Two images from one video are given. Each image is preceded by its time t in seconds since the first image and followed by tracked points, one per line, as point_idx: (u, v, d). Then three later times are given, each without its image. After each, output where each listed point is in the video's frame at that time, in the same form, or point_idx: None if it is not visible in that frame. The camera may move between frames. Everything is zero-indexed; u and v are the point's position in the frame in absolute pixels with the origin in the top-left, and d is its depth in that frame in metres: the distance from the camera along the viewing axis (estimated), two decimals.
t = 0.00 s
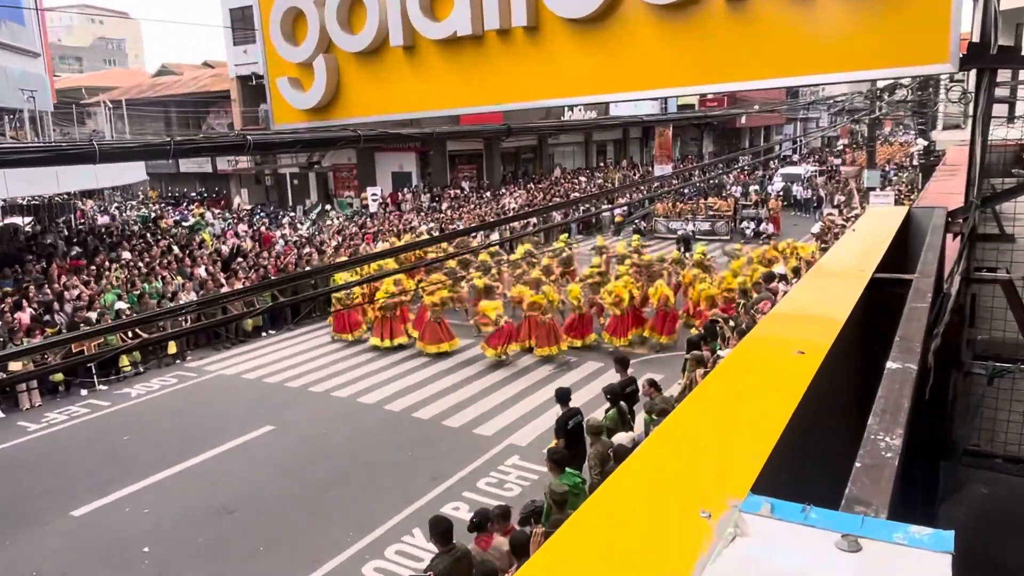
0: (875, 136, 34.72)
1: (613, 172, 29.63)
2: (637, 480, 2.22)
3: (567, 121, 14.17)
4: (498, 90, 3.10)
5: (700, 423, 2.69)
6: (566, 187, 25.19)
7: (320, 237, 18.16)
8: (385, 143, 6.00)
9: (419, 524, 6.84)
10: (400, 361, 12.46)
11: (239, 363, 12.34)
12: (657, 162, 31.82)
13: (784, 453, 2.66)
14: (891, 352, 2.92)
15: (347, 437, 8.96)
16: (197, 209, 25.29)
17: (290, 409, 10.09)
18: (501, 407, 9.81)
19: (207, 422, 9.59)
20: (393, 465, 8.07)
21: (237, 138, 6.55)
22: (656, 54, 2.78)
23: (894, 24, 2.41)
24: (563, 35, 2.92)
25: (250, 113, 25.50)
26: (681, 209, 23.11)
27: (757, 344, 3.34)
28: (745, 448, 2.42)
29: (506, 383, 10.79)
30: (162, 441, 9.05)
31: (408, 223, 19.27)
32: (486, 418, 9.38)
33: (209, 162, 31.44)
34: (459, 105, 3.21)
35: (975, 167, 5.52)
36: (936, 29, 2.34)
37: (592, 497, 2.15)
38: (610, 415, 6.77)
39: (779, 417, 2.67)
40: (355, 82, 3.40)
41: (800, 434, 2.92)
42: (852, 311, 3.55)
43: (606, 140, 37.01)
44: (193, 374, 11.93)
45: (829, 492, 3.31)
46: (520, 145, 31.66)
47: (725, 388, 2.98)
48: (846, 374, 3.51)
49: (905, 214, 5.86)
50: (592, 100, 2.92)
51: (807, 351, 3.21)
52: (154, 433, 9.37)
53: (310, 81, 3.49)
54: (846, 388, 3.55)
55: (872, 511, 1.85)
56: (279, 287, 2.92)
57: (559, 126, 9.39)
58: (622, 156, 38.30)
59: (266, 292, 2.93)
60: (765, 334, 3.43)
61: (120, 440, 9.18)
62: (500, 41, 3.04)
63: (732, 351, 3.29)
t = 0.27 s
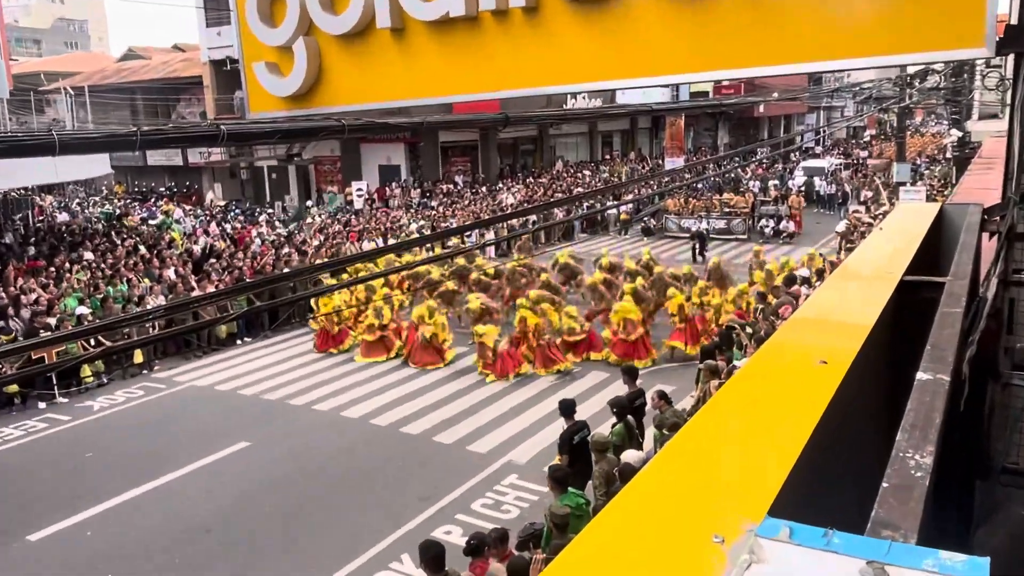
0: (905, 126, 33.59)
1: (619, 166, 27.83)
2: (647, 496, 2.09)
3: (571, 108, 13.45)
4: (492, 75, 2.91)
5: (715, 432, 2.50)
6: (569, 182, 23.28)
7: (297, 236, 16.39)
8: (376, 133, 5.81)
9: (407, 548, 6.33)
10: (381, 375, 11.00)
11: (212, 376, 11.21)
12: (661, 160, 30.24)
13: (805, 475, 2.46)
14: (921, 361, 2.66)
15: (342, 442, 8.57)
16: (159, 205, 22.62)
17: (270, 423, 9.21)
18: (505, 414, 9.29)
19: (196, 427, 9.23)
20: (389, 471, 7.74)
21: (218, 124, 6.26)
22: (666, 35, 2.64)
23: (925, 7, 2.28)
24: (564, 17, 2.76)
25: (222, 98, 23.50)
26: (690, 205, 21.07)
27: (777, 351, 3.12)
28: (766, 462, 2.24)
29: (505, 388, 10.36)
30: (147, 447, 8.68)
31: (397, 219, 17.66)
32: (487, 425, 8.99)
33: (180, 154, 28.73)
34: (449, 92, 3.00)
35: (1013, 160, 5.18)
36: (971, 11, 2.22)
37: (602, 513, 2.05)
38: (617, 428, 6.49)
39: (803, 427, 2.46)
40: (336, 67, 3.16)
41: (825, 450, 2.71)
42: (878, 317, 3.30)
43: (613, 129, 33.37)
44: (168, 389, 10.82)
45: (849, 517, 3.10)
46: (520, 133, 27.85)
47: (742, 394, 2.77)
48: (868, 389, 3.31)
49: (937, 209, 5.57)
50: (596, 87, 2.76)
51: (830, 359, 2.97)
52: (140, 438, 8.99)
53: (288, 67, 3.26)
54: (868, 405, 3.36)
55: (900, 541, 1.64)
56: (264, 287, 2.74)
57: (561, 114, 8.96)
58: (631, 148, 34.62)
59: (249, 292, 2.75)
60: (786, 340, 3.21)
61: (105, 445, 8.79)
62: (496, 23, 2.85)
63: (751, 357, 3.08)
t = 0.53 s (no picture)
0: (925, 120, 32.92)
1: (624, 162, 27.18)
2: (652, 512, 1.96)
3: (574, 100, 13.08)
4: (490, 63, 2.79)
5: (724, 441, 2.33)
6: (573, 176, 22.71)
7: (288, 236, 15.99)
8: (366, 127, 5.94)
9: (399, 567, 6.18)
10: (375, 383, 10.79)
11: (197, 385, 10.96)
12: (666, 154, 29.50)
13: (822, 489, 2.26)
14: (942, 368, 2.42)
15: (342, 454, 8.40)
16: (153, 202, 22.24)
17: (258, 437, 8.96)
18: (506, 425, 9.05)
19: (188, 437, 9.04)
20: (384, 491, 7.50)
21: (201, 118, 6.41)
22: (679, 18, 2.55)
23: None
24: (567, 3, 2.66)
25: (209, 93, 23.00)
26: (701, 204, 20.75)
27: (790, 361, 2.94)
28: (775, 479, 2.08)
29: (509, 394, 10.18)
30: (137, 460, 8.50)
31: (390, 220, 17.14)
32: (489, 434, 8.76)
33: (156, 150, 28.02)
34: (444, 83, 2.87)
35: None
36: None
37: (598, 535, 1.90)
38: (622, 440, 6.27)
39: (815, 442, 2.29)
40: (322, 55, 3.02)
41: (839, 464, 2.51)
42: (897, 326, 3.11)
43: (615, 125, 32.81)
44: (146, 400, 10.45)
45: (866, 535, 2.86)
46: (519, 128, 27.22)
47: (752, 403, 2.60)
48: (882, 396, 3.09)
49: (961, 208, 5.35)
50: (601, 77, 2.64)
51: (845, 371, 2.78)
52: (131, 446, 8.84)
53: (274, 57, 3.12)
54: (887, 412, 3.14)
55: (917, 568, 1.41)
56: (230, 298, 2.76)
57: (560, 107, 8.88)
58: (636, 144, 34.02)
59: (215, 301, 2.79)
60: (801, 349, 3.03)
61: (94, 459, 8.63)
62: (493, 8, 2.73)
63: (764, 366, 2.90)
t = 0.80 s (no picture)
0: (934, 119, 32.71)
1: (625, 162, 26.93)
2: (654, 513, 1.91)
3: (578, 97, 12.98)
4: (487, 60, 2.72)
5: (728, 442, 2.29)
6: (571, 177, 22.43)
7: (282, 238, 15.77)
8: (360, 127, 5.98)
9: None
10: (368, 389, 10.67)
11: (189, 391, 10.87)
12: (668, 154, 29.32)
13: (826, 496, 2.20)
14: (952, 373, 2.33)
15: (338, 460, 8.33)
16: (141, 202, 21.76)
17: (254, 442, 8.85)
18: (501, 432, 8.96)
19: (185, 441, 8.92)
20: (379, 498, 7.43)
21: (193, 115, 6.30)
22: (678, 15, 2.49)
23: None
24: None
25: (199, 89, 22.50)
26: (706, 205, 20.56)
27: (796, 363, 2.88)
28: (780, 484, 2.03)
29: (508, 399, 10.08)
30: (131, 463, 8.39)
31: (385, 220, 16.91)
32: (486, 442, 8.70)
33: (151, 149, 28.03)
34: (440, 79, 2.81)
35: None
36: None
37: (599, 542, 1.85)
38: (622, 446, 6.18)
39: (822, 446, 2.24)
40: (317, 50, 2.97)
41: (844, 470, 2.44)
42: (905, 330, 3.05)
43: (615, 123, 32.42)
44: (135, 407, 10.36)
45: (872, 546, 2.78)
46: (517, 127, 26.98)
47: (759, 405, 2.55)
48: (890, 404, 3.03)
49: (972, 209, 5.28)
50: (600, 75, 2.58)
51: (852, 374, 2.71)
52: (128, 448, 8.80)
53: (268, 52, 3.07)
54: (893, 418, 3.07)
55: None
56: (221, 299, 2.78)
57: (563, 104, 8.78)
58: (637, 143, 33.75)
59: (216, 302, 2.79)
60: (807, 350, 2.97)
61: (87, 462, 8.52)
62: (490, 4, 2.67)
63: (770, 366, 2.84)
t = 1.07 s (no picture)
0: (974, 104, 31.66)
1: (640, 148, 26.14)
2: (663, 551, 1.65)
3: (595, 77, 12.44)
4: None
5: (756, 461, 2.00)
6: (579, 164, 21.71)
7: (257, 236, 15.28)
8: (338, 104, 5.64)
9: None
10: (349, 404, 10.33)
11: (146, 405, 10.47)
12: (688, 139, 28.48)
13: (878, 518, 1.88)
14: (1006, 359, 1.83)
15: (312, 485, 8.03)
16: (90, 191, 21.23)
17: (216, 465, 8.54)
18: (501, 453, 8.66)
19: (149, 462, 8.64)
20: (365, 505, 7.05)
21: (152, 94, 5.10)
22: None
23: None
24: None
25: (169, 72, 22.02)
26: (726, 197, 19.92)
27: (836, 374, 2.57)
28: (814, 514, 1.73)
29: (503, 416, 9.76)
30: (98, 486, 8.12)
31: (370, 213, 16.34)
32: (484, 463, 8.40)
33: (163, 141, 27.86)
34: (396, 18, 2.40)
35: None
36: None
37: None
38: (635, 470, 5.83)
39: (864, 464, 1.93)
40: None
41: (901, 489, 2.11)
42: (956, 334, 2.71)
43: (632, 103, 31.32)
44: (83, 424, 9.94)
45: None
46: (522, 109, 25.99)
47: (789, 423, 2.23)
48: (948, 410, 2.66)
49: None
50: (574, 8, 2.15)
51: (899, 385, 2.38)
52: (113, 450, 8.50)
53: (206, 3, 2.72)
54: (940, 430, 2.64)
55: None
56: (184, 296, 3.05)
57: (568, 83, 8.50)
58: (654, 127, 32.69)
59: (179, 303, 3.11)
60: (848, 362, 2.66)
61: (57, 479, 8.21)
62: None
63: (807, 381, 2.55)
